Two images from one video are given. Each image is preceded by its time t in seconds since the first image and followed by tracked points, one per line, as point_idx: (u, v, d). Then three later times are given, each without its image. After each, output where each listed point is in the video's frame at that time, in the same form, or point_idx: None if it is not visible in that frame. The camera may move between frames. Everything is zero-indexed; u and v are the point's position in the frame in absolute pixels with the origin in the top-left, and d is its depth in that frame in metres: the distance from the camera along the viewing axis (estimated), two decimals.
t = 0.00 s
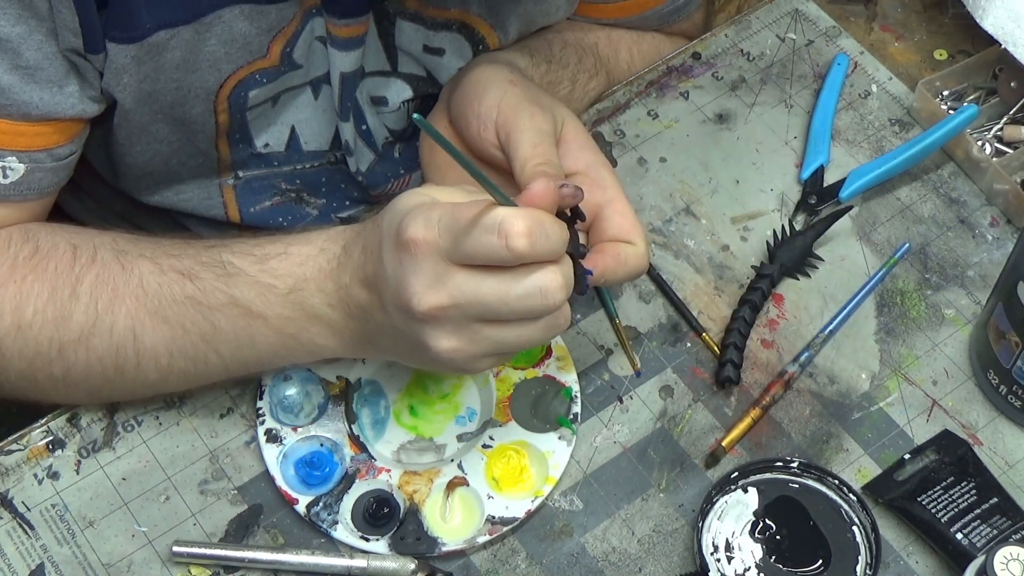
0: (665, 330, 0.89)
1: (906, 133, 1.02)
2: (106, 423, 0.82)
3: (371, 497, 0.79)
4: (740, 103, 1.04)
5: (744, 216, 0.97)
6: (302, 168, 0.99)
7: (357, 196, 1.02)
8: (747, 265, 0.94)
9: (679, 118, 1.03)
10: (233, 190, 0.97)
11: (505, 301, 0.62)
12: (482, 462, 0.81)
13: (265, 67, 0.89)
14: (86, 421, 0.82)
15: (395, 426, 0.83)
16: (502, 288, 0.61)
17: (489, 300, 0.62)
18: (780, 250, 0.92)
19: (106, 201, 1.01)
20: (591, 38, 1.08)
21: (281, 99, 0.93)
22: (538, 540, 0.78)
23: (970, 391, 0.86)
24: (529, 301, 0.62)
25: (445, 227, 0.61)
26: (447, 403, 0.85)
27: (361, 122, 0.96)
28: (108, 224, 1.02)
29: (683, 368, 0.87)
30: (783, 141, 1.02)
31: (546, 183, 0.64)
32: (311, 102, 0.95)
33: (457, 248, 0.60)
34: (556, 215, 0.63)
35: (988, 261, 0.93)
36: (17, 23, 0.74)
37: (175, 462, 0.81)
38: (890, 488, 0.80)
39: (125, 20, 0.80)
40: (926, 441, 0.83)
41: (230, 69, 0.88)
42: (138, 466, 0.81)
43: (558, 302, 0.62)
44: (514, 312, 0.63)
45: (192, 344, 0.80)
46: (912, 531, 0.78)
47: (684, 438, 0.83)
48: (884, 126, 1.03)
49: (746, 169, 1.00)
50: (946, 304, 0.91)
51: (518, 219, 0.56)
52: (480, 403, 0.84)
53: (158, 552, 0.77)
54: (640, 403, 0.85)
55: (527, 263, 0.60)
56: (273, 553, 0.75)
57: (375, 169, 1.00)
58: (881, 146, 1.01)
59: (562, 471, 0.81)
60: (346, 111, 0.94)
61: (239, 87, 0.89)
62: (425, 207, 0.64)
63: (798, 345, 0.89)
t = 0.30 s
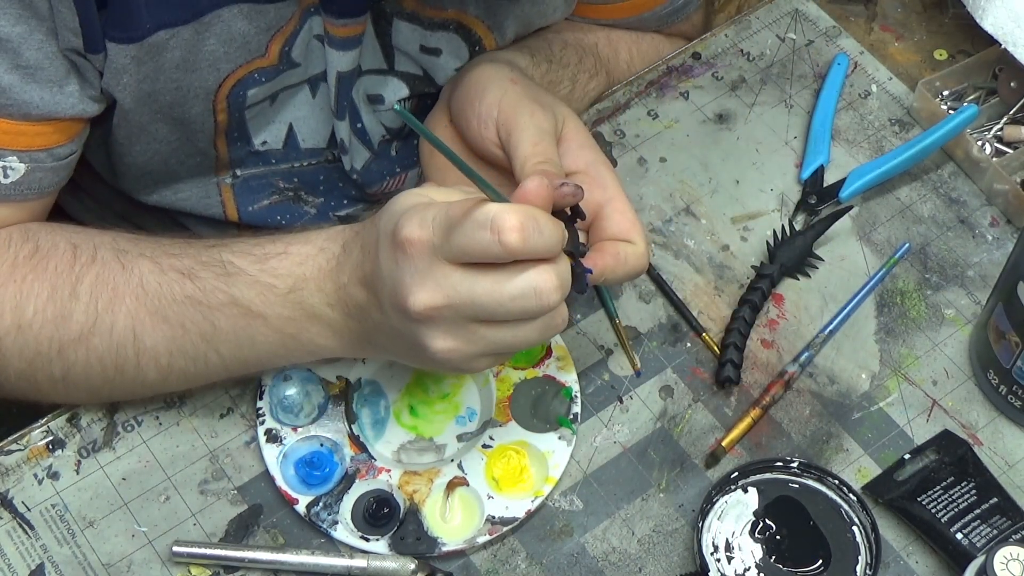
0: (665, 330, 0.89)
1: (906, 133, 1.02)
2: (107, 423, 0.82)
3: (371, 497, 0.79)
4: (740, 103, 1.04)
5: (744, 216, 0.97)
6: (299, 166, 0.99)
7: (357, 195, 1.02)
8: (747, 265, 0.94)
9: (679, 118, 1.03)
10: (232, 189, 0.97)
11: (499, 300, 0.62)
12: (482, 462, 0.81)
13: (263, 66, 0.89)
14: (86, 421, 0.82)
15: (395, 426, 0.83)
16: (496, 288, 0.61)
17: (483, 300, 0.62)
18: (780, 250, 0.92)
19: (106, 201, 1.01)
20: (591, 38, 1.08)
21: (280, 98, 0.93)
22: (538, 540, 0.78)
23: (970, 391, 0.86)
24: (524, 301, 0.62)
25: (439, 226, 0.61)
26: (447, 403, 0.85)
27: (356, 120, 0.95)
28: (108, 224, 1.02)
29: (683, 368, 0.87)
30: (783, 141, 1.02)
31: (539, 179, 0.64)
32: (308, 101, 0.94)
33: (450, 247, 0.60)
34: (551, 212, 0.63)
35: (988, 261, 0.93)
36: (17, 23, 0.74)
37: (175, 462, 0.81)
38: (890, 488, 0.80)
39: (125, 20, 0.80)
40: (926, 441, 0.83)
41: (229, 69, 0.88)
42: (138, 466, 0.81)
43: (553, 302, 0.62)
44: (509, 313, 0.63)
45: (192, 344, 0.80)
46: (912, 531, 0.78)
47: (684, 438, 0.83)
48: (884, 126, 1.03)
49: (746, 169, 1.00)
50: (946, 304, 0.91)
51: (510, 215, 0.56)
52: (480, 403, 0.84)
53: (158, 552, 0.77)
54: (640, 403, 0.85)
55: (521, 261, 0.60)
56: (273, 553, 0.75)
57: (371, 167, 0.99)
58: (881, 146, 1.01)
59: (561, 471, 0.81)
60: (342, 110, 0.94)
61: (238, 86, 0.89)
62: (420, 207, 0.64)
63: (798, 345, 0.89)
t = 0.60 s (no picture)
0: (665, 330, 0.89)
1: (906, 133, 1.02)
2: (107, 423, 0.82)
3: (371, 497, 0.79)
4: (740, 103, 1.04)
5: (744, 216, 0.97)
6: (299, 165, 0.98)
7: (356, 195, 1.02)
8: (747, 265, 0.94)
9: (679, 118, 1.03)
10: (231, 188, 0.97)
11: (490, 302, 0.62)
12: (482, 462, 0.81)
13: (263, 65, 0.89)
14: (86, 421, 0.82)
15: (395, 426, 0.83)
16: (491, 288, 0.61)
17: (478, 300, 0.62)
18: (780, 250, 0.92)
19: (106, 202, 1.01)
20: (591, 38, 1.08)
21: (279, 97, 0.93)
22: (538, 540, 0.78)
23: (970, 391, 0.86)
24: (519, 302, 0.62)
25: (434, 226, 0.61)
26: (447, 403, 0.85)
27: (355, 119, 0.95)
28: (108, 224, 1.02)
29: (683, 368, 0.87)
30: (783, 141, 1.02)
31: (534, 179, 0.64)
32: (307, 100, 0.94)
33: (445, 246, 0.60)
34: (546, 212, 0.63)
35: (988, 261, 0.93)
36: (18, 23, 0.74)
37: (175, 462, 0.81)
38: (890, 488, 0.80)
39: (125, 20, 0.80)
40: (926, 441, 0.83)
41: (229, 69, 0.88)
42: (138, 466, 0.81)
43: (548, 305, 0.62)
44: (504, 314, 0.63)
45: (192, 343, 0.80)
46: (912, 531, 0.78)
47: (684, 438, 0.83)
48: (884, 126, 1.03)
49: (746, 169, 1.00)
50: (946, 304, 0.91)
51: (504, 213, 0.56)
52: (480, 403, 0.84)
53: (158, 552, 0.77)
54: (640, 403, 0.85)
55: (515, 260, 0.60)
56: (273, 553, 0.75)
57: (369, 166, 0.99)
58: (881, 146, 1.01)
59: (561, 471, 0.81)
60: (341, 109, 0.93)
61: (238, 85, 0.89)
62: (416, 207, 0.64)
63: (798, 345, 0.89)
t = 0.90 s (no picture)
0: (665, 330, 0.89)
1: (906, 133, 1.02)
2: (107, 423, 0.82)
3: (371, 497, 0.79)
4: (740, 103, 1.04)
5: (744, 216, 0.97)
6: (302, 169, 0.98)
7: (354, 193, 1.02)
8: (747, 265, 0.94)
9: (679, 118, 1.03)
10: (233, 191, 0.96)
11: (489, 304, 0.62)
12: (482, 462, 0.81)
13: (264, 67, 0.89)
14: (86, 421, 0.82)
15: (395, 426, 0.83)
16: (489, 290, 0.61)
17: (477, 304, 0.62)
18: (780, 250, 0.92)
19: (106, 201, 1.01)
20: (592, 38, 1.08)
21: (281, 100, 0.93)
22: (538, 540, 0.78)
23: (970, 391, 0.86)
24: (517, 306, 0.61)
25: (431, 226, 0.61)
26: (447, 403, 0.85)
27: (359, 122, 0.95)
28: (107, 223, 1.02)
29: (683, 368, 0.87)
30: (783, 141, 1.02)
31: (531, 180, 0.64)
32: (310, 103, 0.95)
33: (442, 247, 0.60)
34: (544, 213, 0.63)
35: (988, 261, 0.93)
36: (18, 23, 0.74)
37: (175, 463, 0.81)
38: (890, 488, 0.80)
39: (125, 20, 0.80)
40: (926, 441, 0.83)
41: (230, 71, 0.87)
42: (138, 466, 0.81)
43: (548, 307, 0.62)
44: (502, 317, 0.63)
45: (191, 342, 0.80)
46: (912, 531, 0.78)
47: (684, 438, 0.83)
48: (884, 126, 1.03)
49: (746, 169, 1.00)
50: (946, 304, 0.91)
51: (502, 213, 0.56)
52: (480, 403, 0.84)
53: (158, 552, 0.77)
54: (640, 403, 0.85)
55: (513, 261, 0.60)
56: (274, 553, 0.75)
57: (374, 170, 1.00)
58: (881, 146, 1.01)
59: (561, 471, 0.81)
60: (344, 112, 0.93)
61: (239, 88, 0.89)
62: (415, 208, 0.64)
63: (798, 345, 0.89)
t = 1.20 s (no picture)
0: (665, 329, 0.89)
1: (906, 133, 1.02)
2: (106, 422, 0.82)
3: (371, 497, 0.79)
4: (740, 103, 1.04)
5: (744, 216, 0.97)
6: (273, 112, 0.96)
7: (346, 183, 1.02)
8: (747, 265, 0.94)
9: (679, 118, 1.03)
10: (209, 134, 0.96)
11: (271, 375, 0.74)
12: (482, 462, 0.81)
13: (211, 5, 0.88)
14: (86, 419, 0.82)
15: (395, 425, 0.83)
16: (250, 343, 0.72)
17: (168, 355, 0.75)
18: (780, 250, 0.92)
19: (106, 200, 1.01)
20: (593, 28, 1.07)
21: (238, 38, 0.90)
22: (538, 540, 0.78)
23: (970, 390, 0.86)
24: (253, 361, 0.73)
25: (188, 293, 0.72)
26: (447, 403, 0.85)
27: (324, 55, 0.91)
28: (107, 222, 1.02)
29: (683, 368, 0.87)
30: (783, 141, 1.02)
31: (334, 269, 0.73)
32: (269, 40, 0.91)
33: (223, 305, 0.71)
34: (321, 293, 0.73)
35: (988, 261, 0.93)
36: None
37: (175, 462, 0.81)
38: (889, 488, 0.80)
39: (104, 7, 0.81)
40: (926, 441, 0.83)
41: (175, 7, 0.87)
42: (137, 465, 0.81)
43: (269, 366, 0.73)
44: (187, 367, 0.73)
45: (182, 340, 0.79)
46: (912, 531, 0.78)
47: (684, 438, 0.83)
48: (884, 126, 1.03)
49: (746, 168, 1.00)
50: (946, 304, 0.91)
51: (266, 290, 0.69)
52: (481, 403, 0.85)
53: (157, 552, 0.77)
54: (640, 403, 0.85)
55: (276, 331, 0.71)
56: (273, 553, 0.75)
57: (342, 104, 0.94)
58: (881, 146, 1.01)
59: (561, 471, 0.80)
60: (297, 39, 0.89)
61: (189, 25, 0.88)
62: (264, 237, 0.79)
63: (798, 344, 0.89)
